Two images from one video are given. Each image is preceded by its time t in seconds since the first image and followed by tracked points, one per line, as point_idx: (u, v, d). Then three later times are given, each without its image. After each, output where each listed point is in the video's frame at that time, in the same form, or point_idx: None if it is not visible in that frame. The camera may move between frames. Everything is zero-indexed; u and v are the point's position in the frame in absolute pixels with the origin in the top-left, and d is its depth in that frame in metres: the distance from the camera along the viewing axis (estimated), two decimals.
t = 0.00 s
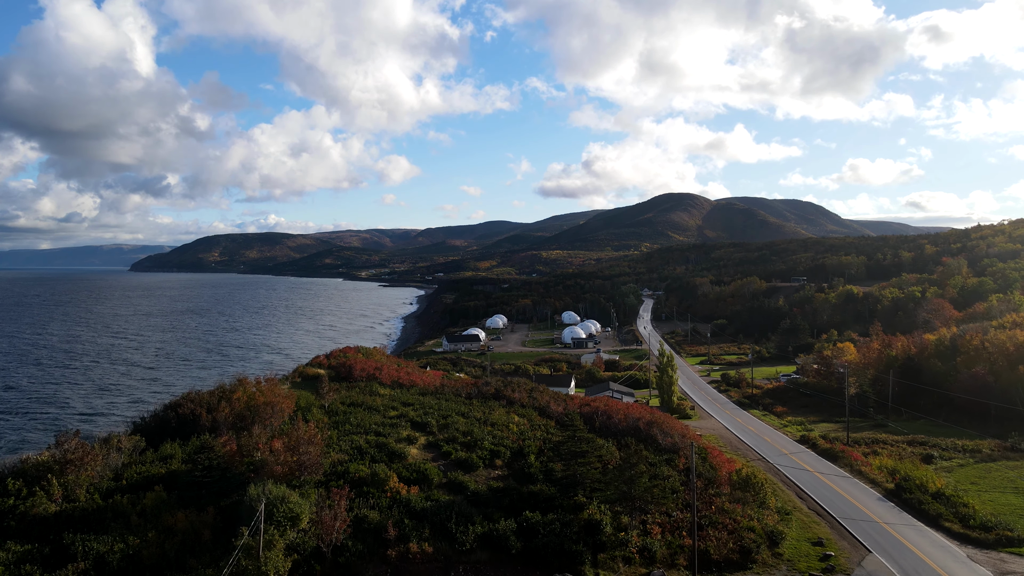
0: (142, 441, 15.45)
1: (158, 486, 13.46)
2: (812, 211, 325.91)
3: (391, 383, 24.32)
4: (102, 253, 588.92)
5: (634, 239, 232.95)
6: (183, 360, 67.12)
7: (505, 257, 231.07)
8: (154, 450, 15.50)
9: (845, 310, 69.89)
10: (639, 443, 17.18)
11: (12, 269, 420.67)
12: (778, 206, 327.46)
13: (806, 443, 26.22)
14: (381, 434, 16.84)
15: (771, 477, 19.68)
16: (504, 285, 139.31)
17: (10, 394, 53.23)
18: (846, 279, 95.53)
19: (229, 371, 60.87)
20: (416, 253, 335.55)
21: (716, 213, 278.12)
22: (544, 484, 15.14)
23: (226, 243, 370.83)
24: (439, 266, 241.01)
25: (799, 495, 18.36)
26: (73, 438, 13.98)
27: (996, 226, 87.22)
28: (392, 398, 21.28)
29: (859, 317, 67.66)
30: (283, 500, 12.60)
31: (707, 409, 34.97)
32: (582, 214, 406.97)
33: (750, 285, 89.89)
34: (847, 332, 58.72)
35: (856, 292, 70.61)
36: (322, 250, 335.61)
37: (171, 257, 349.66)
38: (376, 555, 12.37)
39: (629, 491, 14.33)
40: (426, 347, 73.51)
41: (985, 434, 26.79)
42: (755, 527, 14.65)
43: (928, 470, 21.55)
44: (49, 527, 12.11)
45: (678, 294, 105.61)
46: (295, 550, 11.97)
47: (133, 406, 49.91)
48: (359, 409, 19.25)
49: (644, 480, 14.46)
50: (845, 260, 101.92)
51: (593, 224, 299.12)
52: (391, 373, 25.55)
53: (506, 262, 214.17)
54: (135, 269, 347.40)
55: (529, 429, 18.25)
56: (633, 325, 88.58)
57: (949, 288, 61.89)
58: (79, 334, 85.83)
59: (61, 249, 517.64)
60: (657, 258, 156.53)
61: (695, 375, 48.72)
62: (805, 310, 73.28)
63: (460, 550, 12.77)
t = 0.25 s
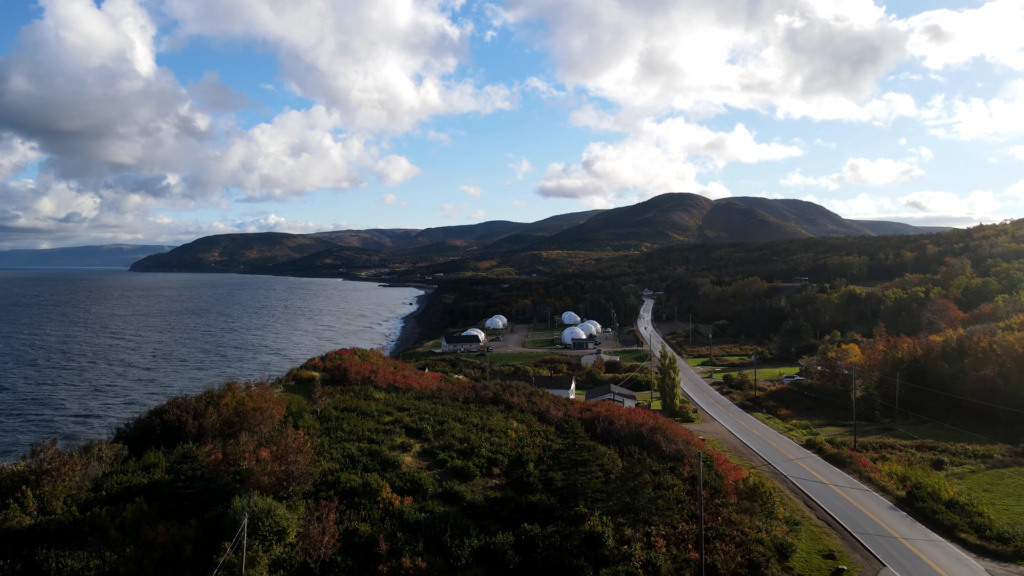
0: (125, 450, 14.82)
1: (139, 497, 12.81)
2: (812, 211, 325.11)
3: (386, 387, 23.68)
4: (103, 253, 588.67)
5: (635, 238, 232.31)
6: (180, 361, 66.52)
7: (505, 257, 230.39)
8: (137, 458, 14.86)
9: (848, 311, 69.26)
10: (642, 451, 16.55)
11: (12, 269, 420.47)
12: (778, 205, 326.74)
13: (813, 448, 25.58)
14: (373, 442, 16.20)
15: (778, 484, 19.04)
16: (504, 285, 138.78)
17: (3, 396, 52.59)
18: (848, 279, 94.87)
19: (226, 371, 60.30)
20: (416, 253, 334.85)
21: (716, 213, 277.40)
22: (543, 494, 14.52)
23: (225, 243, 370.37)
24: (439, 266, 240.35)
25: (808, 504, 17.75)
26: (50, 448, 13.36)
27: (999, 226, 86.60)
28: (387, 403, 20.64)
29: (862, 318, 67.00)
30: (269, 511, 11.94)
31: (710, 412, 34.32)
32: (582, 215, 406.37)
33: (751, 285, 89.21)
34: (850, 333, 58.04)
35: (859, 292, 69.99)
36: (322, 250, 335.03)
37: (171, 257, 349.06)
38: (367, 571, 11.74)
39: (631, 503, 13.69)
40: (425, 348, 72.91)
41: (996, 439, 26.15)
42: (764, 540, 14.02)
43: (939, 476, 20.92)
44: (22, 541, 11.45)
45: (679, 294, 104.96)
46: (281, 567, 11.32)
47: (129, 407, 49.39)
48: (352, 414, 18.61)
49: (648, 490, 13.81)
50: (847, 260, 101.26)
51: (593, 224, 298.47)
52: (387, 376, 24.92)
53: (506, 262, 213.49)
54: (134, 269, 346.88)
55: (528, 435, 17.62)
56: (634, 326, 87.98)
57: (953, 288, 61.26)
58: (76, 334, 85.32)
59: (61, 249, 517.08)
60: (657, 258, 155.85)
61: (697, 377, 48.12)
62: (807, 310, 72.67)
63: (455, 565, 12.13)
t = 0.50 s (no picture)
0: (106, 458, 14.17)
1: (119, 510, 12.16)
2: (813, 210, 324.43)
3: (382, 391, 23.01)
4: (103, 253, 588.60)
5: (635, 238, 231.65)
6: (177, 361, 65.91)
7: (505, 257, 229.69)
8: (119, 467, 14.21)
9: (851, 311, 68.61)
10: (645, 459, 15.95)
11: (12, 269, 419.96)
12: (778, 205, 326.02)
13: (819, 453, 24.96)
14: (366, 449, 15.57)
15: (786, 493, 18.44)
16: (504, 285, 138.18)
17: None
18: (850, 279, 94.20)
19: (223, 372, 59.67)
20: (415, 253, 334.15)
21: (717, 213, 276.74)
22: (543, 505, 13.87)
23: (225, 243, 369.84)
24: (439, 266, 239.67)
25: (817, 514, 17.14)
26: (26, 457, 12.71)
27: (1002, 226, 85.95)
28: (381, 408, 19.99)
29: (865, 319, 66.33)
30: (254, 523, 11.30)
31: (713, 416, 33.64)
32: (582, 214, 405.93)
33: (753, 286, 88.52)
34: (854, 334, 57.36)
35: (862, 293, 69.35)
36: (322, 250, 334.46)
37: (170, 257, 348.44)
38: None
39: (635, 515, 13.05)
40: (424, 349, 72.29)
41: (1007, 443, 25.51)
42: (774, 553, 13.40)
43: (951, 484, 20.28)
44: None
45: (679, 294, 104.31)
46: None
47: (124, 409, 48.74)
48: (346, 420, 17.97)
49: (653, 502, 13.17)
50: (849, 260, 100.60)
51: (593, 224, 297.86)
52: (383, 379, 24.31)
53: (506, 262, 212.81)
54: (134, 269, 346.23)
55: (527, 442, 16.99)
56: (635, 326, 87.36)
57: (958, 288, 60.63)
58: (73, 334, 84.71)
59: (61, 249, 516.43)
60: (658, 258, 155.14)
61: (699, 379, 47.48)
62: (809, 311, 72.03)
63: None
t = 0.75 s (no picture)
0: (86, 468, 13.53)
1: (96, 523, 11.50)
2: (813, 210, 323.79)
3: (377, 395, 22.40)
4: (102, 253, 588.24)
5: (635, 238, 231.05)
6: (174, 363, 65.26)
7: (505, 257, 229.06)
8: (99, 478, 13.57)
9: (853, 312, 67.98)
10: (648, 467, 15.33)
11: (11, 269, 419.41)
12: (779, 205, 325.37)
13: (826, 458, 24.30)
14: (359, 457, 14.93)
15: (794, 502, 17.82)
16: (504, 285, 137.54)
17: None
18: (852, 280, 93.58)
19: (220, 374, 59.02)
20: (415, 253, 333.51)
21: (717, 213, 276.16)
22: (543, 516, 13.23)
23: (225, 243, 369.25)
24: (439, 266, 239.10)
25: (827, 525, 16.53)
26: None
27: (1005, 225, 85.36)
28: (375, 413, 19.38)
29: (868, 320, 65.72)
30: (237, 536, 10.67)
31: (716, 419, 33.01)
32: (582, 214, 405.43)
33: (754, 286, 87.87)
34: (857, 335, 56.73)
35: (865, 293, 68.70)
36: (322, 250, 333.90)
37: (170, 257, 347.83)
38: None
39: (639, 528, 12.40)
40: (423, 350, 71.66)
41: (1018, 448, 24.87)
42: (784, 567, 12.77)
43: (964, 491, 19.65)
44: None
45: (680, 295, 103.70)
46: None
47: (119, 411, 48.12)
48: (338, 426, 17.36)
49: (657, 514, 12.54)
50: (851, 260, 99.98)
51: (593, 224, 297.34)
52: (378, 383, 23.67)
53: (506, 262, 212.14)
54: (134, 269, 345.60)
55: (526, 449, 16.37)
56: (635, 327, 86.75)
57: (962, 289, 60.01)
58: (70, 335, 84.03)
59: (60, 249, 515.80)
60: (658, 258, 154.48)
61: (701, 380, 46.86)
62: (811, 311, 71.42)
63: None
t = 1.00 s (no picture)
0: (64, 478, 12.84)
1: (69, 539, 10.78)
2: (813, 210, 323.21)
3: (373, 399, 21.79)
4: (102, 253, 587.72)
5: (635, 238, 230.46)
6: (170, 363, 64.62)
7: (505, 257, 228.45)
8: (78, 488, 12.90)
9: (856, 312, 67.38)
10: (652, 477, 14.71)
11: (11, 269, 419.01)
12: (779, 205, 324.74)
13: (834, 463, 23.69)
14: (351, 466, 14.30)
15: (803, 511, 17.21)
16: (504, 286, 136.87)
17: None
18: (854, 280, 92.96)
19: (217, 374, 58.43)
20: (415, 253, 332.91)
21: (717, 213, 275.59)
22: (543, 528, 12.61)
23: (225, 243, 368.78)
24: (439, 266, 238.52)
25: (839, 536, 15.91)
26: None
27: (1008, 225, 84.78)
28: (370, 418, 18.77)
29: (871, 321, 65.15)
30: (218, 552, 10.00)
31: (719, 422, 32.41)
32: (582, 214, 404.96)
33: (756, 286, 87.28)
34: (861, 336, 56.14)
35: (867, 294, 68.12)
36: (321, 250, 333.36)
37: (170, 257, 347.32)
38: None
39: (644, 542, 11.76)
40: (422, 350, 71.07)
41: None
42: None
43: (976, 498, 19.06)
44: None
45: (681, 295, 103.13)
46: None
47: (114, 413, 47.52)
48: (331, 432, 16.77)
49: (663, 527, 11.90)
50: (852, 261, 99.41)
51: (593, 224, 296.76)
52: (374, 386, 23.07)
53: (506, 262, 211.50)
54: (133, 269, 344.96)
55: (525, 457, 15.75)
56: (636, 327, 86.18)
57: (966, 289, 59.44)
58: (67, 335, 83.45)
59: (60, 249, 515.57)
60: (658, 258, 153.88)
61: (703, 382, 46.25)
62: (814, 312, 70.82)
63: None
